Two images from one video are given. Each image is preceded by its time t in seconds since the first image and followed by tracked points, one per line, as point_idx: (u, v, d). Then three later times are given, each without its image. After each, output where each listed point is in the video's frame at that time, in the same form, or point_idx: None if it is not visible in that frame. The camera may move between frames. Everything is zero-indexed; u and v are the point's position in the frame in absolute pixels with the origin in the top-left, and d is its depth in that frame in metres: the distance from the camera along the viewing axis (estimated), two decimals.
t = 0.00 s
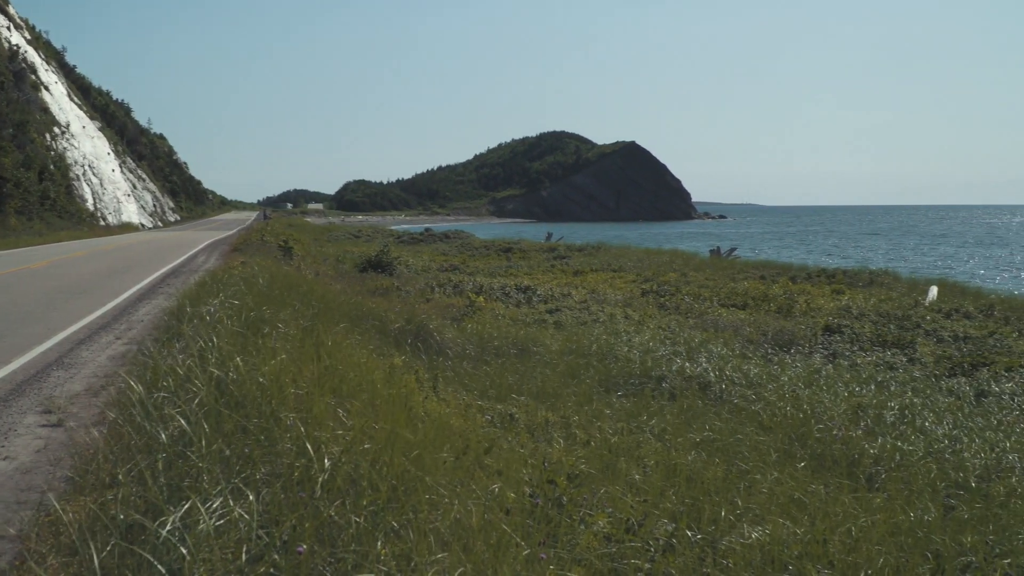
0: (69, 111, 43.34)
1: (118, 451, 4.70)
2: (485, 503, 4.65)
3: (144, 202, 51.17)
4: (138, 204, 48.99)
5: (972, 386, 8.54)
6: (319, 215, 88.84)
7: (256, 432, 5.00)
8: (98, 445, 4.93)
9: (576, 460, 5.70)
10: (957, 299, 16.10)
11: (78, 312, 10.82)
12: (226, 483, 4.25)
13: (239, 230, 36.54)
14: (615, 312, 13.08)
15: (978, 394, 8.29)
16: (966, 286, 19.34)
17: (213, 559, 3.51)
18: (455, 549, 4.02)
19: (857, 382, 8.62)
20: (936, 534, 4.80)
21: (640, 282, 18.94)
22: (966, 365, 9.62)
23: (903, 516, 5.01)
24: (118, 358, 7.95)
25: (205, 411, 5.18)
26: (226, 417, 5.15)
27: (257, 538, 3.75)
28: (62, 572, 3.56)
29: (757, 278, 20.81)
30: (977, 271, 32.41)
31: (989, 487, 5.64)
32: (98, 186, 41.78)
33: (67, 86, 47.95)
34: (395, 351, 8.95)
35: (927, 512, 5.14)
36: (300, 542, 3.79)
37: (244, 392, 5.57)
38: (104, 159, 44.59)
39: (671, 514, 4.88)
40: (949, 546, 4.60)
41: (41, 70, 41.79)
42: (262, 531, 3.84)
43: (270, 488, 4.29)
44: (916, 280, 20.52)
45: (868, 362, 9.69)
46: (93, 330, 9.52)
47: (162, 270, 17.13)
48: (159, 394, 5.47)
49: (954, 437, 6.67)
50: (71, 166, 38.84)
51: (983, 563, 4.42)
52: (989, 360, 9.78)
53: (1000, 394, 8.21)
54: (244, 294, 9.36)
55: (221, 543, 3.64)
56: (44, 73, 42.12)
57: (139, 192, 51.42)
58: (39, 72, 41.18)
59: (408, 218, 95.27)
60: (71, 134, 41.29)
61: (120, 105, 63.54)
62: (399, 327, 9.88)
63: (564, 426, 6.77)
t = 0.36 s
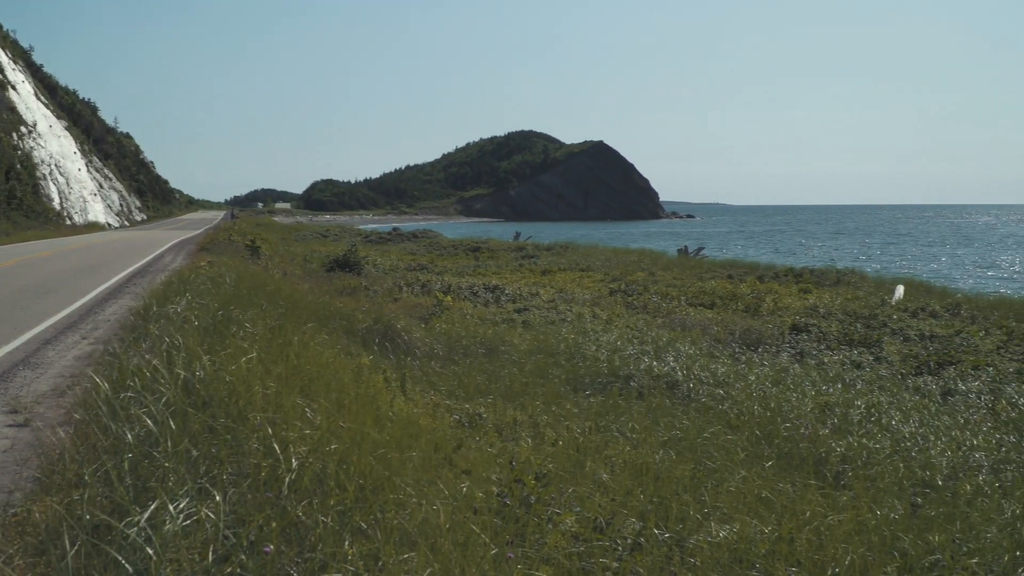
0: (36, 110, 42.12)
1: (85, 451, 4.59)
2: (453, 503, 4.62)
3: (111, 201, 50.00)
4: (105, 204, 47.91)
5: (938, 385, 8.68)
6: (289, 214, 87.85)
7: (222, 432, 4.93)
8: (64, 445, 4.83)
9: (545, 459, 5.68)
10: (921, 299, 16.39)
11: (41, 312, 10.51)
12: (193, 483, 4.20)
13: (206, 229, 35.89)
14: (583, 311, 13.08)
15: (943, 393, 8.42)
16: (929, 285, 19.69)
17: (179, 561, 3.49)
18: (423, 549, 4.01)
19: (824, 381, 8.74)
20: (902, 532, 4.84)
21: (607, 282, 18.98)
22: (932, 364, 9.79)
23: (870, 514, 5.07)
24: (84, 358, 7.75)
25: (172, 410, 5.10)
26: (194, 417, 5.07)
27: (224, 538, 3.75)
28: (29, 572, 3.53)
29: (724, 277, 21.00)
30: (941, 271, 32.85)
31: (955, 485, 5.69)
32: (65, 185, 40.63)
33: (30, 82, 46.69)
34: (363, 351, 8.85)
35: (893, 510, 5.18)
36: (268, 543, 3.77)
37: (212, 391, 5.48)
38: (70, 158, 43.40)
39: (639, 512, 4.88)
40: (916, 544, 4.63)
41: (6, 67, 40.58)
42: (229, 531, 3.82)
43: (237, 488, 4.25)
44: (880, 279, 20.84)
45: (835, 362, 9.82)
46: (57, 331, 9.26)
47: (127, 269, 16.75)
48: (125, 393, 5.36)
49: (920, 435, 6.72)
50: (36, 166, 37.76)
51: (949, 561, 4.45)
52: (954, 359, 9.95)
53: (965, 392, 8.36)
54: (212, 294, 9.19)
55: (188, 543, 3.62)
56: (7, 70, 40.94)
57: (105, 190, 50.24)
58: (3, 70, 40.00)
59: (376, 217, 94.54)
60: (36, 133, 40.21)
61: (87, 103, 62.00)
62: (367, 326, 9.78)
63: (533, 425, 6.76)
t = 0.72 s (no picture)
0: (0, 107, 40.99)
1: (49, 452, 4.46)
2: (419, 503, 4.58)
3: (77, 200, 48.86)
4: (71, 204, 46.82)
5: (904, 384, 8.80)
6: (255, 213, 86.76)
7: (188, 433, 4.84)
8: (27, 446, 4.69)
9: (513, 459, 5.65)
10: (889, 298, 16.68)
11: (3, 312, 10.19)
12: (159, 484, 4.11)
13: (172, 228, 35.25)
14: (550, 311, 13.06)
15: (911, 392, 8.53)
16: (895, 284, 20.01)
17: (146, 561, 3.42)
18: (391, 549, 3.98)
19: (792, 380, 8.83)
20: (870, 531, 4.87)
21: (574, 281, 19.00)
22: (899, 363, 9.95)
23: (838, 512, 5.11)
24: (48, 358, 7.54)
25: (138, 411, 4.99)
26: (160, 417, 4.97)
27: (191, 539, 3.68)
28: None
29: (691, 277, 21.16)
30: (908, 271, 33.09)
31: (922, 484, 5.75)
32: (29, 184, 39.65)
33: None
34: (330, 351, 8.74)
35: (862, 508, 5.22)
36: (235, 543, 3.70)
37: (177, 392, 5.37)
38: (35, 158, 42.28)
39: (607, 512, 4.88)
40: (883, 542, 4.66)
41: None
42: (195, 532, 3.74)
43: (204, 489, 4.17)
44: (846, 278, 21.14)
45: (803, 361, 9.93)
46: (20, 330, 8.99)
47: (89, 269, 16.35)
48: (89, 393, 5.23)
49: (887, 433, 6.78)
50: None
51: (916, 560, 4.47)
52: (921, 357, 10.12)
53: (932, 391, 8.49)
54: (176, 293, 9.00)
55: (154, 544, 3.55)
56: None
57: (71, 189, 49.04)
58: None
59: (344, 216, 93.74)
60: None
61: (52, 99, 60.58)
62: (335, 326, 9.67)
63: (501, 425, 6.72)
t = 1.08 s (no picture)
0: None
1: (14, 453, 4.35)
2: (387, 503, 4.53)
3: (43, 199, 47.76)
4: (37, 203, 45.74)
5: (873, 383, 8.93)
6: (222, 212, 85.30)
7: (155, 433, 4.75)
8: None
9: (481, 459, 5.61)
10: (856, 297, 16.93)
11: None
12: (125, 485, 4.04)
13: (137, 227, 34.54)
14: (519, 310, 13.01)
15: (879, 390, 8.65)
16: (862, 283, 20.29)
17: (114, 561, 3.39)
18: (361, 550, 3.96)
19: (761, 379, 8.91)
20: (838, 529, 4.91)
21: (544, 281, 18.93)
22: (867, 362, 10.10)
23: (805, 511, 5.16)
24: (12, 359, 7.32)
25: (105, 411, 4.88)
26: (127, 418, 4.87)
27: (157, 540, 3.64)
28: None
29: (660, 276, 21.29)
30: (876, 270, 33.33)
31: (889, 483, 5.81)
32: None
33: None
34: (297, 351, 8.61)
35: (829, 507, 5.27)
36: (202, 544, 3.66)
37: (144, 393, 5.26)
38: None
39: (575, 511, 4.87)
40: (852, 541, 4.69)
41: None
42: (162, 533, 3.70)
43: (171, 489, 4.10)
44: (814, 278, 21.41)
45: (771, 360, 10.03)
46: None
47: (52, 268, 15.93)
48: (56, 392, 5.11)
49: (855, 432, 6.85)
50: None
51: (885, 560, 4.48)
52: (889, 356, 10.28)
53: (900, 389, 8.63)
54: (142, 293, 8.80)
55: (120, 545, 3.52)
56: None
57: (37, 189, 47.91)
58: None
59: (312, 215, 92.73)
60: None
61: (15, 96, 59.18)
62: (302, 326, 9.54)
63: (470, 425, 6.67)
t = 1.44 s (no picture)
0: None
1: None
2: (356, 503, 4.50)
3: (6, 198, 46.70)
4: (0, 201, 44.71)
5: (843, 381, 9.05)
6: (189, 211, 83.95)
7: (122, 434, 4.68)
8: None
9: (451, 459, 5.59)
10: (824, 295, 17.17)
11: None
12: (92, 485, 4.03)
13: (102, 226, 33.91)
14: (490, 310, 12.99)
15: (849, 389, 8.77)
16: (831, 282, 20.56)
17: (82, 562, 3.46)
18: (329, 551, 3.96)
19: (730, 378, 8.99)
20: (809, 527, 4.96)
21: (515, 280, 18.78)
22: (836, 361, 10.23)
23: (776, 510, 5.19)
24: None
25: (71, 412, 4.80)
26: (94, 418, 4.79)
27: (124, 541, 3.67)
28: None
29: (630, 275, 21.42)
30: (846, 270, 33.53)
31: (858, 481, 5.88)
32: None
33: None
34: (266, 351, 8.51)
35: (799, 505, 5.34)
36: (168, 544, 3.70)
37: (112, 392, 5.16)
38: None
39: (546, 510, 4.86)
40: (822, 540, 4.71)
41: None
42: (130, 533, 3.73)
43: (138, 490, 4.08)
44: (782, 277, 21.66)
45: (741, 359, 10.13)
46: None
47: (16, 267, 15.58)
48: (20, 392, 4.99)
49: (825, 432, 6.93)
50: None
51: (854, 559, 4.50)
52: (858, 355, 10.43)
53: (869, 388, 8.75)
54: (108, 292, 8.64)
55: (88, 546, 3.57)
56: None
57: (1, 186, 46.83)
58: None
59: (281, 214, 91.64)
60: None
61: None
62: (271, 326, 9.43)
63: (440, 425, 6.63)
